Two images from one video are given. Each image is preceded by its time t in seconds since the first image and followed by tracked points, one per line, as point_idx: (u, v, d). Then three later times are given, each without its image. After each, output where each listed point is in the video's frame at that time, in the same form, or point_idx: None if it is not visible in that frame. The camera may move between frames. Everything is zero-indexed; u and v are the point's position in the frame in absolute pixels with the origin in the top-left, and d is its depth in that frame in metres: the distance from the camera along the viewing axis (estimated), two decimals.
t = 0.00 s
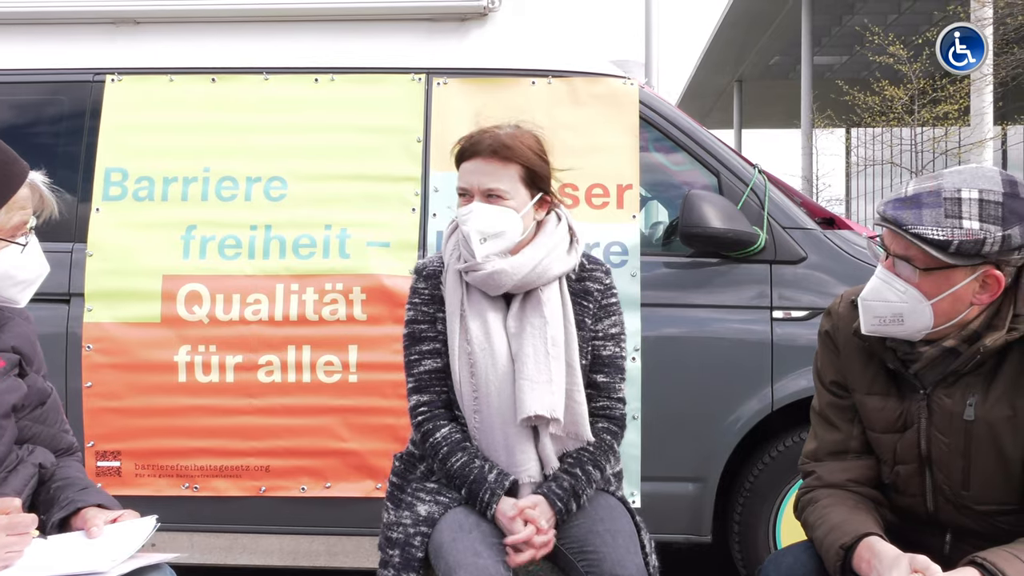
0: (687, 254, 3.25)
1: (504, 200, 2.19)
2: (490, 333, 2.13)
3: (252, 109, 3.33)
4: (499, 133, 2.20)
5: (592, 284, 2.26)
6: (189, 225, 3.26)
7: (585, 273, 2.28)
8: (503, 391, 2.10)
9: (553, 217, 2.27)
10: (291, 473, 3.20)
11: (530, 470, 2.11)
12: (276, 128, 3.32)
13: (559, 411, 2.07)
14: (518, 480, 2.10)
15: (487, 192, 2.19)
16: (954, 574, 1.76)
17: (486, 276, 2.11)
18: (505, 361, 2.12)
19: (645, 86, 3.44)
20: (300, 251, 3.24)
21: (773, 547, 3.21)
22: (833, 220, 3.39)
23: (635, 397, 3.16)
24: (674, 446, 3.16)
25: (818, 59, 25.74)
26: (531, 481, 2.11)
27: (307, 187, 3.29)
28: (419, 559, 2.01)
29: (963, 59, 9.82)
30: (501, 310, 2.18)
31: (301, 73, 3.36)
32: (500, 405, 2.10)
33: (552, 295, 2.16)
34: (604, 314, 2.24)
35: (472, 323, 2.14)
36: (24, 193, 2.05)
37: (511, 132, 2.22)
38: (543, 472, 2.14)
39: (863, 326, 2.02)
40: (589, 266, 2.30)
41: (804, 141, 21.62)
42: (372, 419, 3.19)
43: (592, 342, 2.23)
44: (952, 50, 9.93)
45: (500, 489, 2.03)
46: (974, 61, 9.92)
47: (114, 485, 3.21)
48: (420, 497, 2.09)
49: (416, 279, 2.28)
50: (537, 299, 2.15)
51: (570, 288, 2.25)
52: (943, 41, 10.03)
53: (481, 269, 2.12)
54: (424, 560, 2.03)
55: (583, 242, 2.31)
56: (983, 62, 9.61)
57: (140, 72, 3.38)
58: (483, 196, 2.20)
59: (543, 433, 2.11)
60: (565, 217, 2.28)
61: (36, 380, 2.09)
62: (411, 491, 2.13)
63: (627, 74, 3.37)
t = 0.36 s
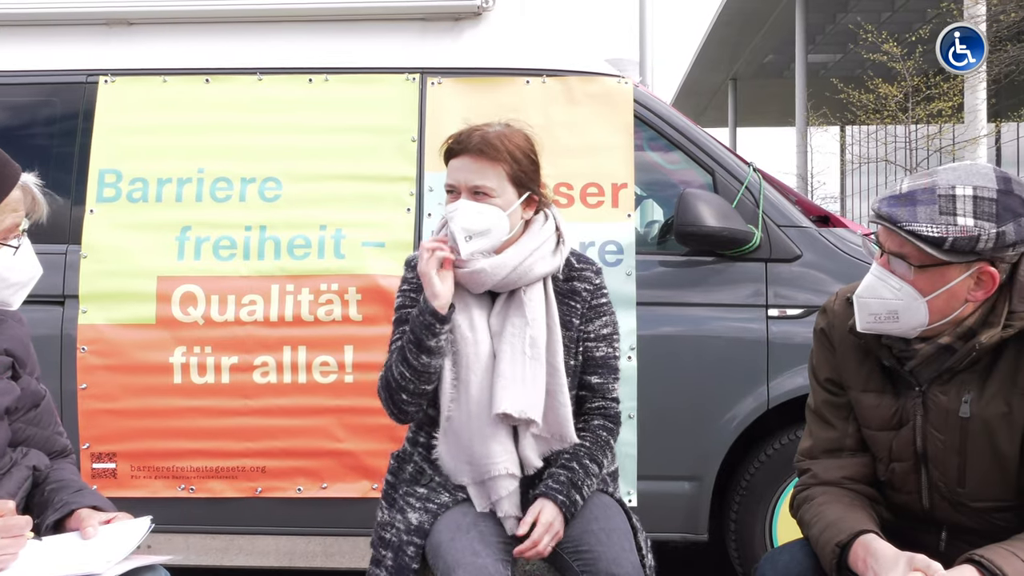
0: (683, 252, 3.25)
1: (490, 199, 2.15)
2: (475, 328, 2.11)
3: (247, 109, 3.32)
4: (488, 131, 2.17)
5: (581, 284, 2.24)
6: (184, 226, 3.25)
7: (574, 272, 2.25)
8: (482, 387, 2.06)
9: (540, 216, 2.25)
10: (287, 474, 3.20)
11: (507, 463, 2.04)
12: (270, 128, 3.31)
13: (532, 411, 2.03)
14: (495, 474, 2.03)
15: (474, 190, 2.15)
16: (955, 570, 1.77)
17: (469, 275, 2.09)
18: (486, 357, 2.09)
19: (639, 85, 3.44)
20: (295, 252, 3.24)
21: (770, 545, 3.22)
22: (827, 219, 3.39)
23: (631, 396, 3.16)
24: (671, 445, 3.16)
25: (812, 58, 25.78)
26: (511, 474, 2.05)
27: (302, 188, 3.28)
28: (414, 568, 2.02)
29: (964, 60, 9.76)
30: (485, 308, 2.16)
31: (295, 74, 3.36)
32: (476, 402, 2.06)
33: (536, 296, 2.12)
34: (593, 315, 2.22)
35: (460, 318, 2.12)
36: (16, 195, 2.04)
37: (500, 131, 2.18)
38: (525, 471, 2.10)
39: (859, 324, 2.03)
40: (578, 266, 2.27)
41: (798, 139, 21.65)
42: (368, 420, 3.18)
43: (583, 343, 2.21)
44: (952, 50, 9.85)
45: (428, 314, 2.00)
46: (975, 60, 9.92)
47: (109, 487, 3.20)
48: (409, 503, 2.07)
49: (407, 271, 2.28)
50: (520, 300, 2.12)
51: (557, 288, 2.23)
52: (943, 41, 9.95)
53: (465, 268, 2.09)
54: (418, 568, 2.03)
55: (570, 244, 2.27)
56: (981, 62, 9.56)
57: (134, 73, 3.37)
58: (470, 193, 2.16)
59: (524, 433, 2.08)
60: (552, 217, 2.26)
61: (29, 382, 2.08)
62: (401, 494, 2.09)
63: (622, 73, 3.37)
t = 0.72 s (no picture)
0: (678, 252, 3.26)
1: (486, 201, 2.16)
2: (472, 328, 2.12)
3: (241, 112, 3.32)
4: (483, 133, 2.17)
5: (576, 285, 2.23)
6: (179, 230, 3.25)
7: (570, 273, 2.25)
8: (478, 388, 2.07)
9: (535, 218, 2.24)
10: (284, 477, 3.20)
11: (505, 463, 2.04)
12: (265, 131, 3.32)
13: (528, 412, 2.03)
14: (494, 473, 2.03)
15: (470, 193, 2.16)
16: (944, 569, 1.78)
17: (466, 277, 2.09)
18: (483, 358, 2.10)
19: (633, 85, 3.45)
20: (291, 255, 3.24)
21: (767, 544, 3.22)
22: (822, 218, 3.39)
23: (627, 396, 3.17)
24: (667, 445, 3.16)
25: (808, 56, 25.78)
26: (507, 474, 2.05)
27: (297, 191, 3.28)
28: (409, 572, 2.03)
29: (964, 60, 9.57)
30: (482, 309, 2.17)
31: (290, 77, 3.36)
32: (473, 402, 2.06)
33: (532, 298, 2.12)
34: (589, 315, 2.22)
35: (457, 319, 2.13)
36: (12, 203, 2.05)
37: (497, 134, 2.19)
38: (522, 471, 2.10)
39: (851, 323, 2.04)
40: (574, 266, 2.27)
41: (795, 138, 21.65)
42: (365, 422, 3.18)
43: (580, 344, 2.21)
44: (952, 50, 9.60)
45: (436, 307, 2.03)
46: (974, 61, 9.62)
47: (106, 491, 3.20)
48: (402, 507, 2.08)
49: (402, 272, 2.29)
50: (516, 302, 2.12)
51: (553, 289, 2.23)
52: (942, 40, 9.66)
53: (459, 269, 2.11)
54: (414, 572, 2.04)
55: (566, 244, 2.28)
56: (982, 62, 9.34)
57: (128, 77, 3.37)
58: (466, 196, 2.17)
59: (522, 434, 2.08)
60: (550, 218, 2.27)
61: (24, 387, 2.08)
62: (394, 498, 2.10)
63: (616, 74, 3.38)
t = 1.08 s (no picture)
0: (677, 256, 3.26)
1: (494, 210, 2.14)
2: (471, 331, 2.12)
3: (241, 113, 3.32)
4: (495, 140, 2.14)
5: (580, 290, 2.22)
6: (178, 231, 3.25)
7: (574, 277, 2.23)
8: (473, 392, 2.06)
9: (541, 225, 2.21)
10: (281, 478, 3.20)
11: (497, 467, 2.03)
12: (265, 132, 3.31)
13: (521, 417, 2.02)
14: (483, 476, 2.03)
15: (478, 200, 2.14)
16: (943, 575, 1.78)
17: (466, 281, 2.10)
18: (480, 361, 2.10)
19: (633, 88, 3.45)
20: (290, 256, 3.23)
21: (765, 548, 3.22)
22: (822, 222, 3.39)
23: (626, 399, 3.17)
24: (665, 448, 3.16)
25: (807, 60, 25.82)
26: (498, 477, 2.04)
27: (296, 192, 3.28)
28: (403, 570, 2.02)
29: (964, 60, 9.46)
30: (482, 313, 2.17)
31: (289, 78, 3.36)
32: (468, 405, 2.06)
33: (533, 304, 2.12)
34: (591, 320, 2.21)
35: (457, 321, 2.12)
36: (13, 204, 2.04)
37: (509, 140, 2.16)
38: (517, 476, 2.09)
39: (851, 328, 2.04)
40: (578, 271, 2.25)
41: (793, 141, 21.68)
42: (363, 424, 3.18)
43: (581, 349, 2.21)
44: (952, 49, 9.56)
45: (414, 278, 2.05)
46: (974, 61, 9.47)
47: (104, 491, 3.20)
48: (398, 505, 2.07)
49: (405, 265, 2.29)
50: (516, 307, 2.12)
51: (555, 294, 2.21)
52: (943, 40, 9.61)
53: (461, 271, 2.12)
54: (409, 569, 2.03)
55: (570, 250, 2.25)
56: (982, 62, 9.30)
57: (128, 78, 3.37)
58: (474, 202, 2.15)
59: (517, 439, 2.07)
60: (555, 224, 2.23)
61: (22, 388, 2.08)
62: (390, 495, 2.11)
63: (616, 77, 3.38)
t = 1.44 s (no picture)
0: (675, 259, 3.26)
1: (497, 213, 2.13)
2: (472, 333, 2.11)
3: (240, 114, 3.32)
4: (500, 143, 2.13)
5: (581, 293, 2.21)
6: (176, 231, 3.24)
7: (575, 280, 2.23)
8: (474, 394, 2.06)
9: (544, 228, 2.20)
10: (278, 480, 3.19)
11: (496, 469, 2.03)
12: (264, 133, 3.31)
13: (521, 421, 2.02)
14: (483, 477, 2.02)
15: (480, 204, 2.13)
16: None
17: (467, 283, 2.11)
18: (481, 363, 2.09)
19: (632, 90, 3.45)
20: (288, 257, 3.23)
21: (762, 552, 3.22)
22: (819, 225, 3.40)
23: (624, 402, 3.17)
24: (663, 451, 3.16)
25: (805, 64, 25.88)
26: (497, 479, 2.04)
27: (295, 193, 3.28)
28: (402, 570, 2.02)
29: (964, 59, 9.50)
30: (483, 316, 2.16)
31: (288, 79, 3.36)
32: (468, 407, 2.05)
33: (534, 307, 2.11)
34: (592, 323, 2.21)
35: (459, 324, 2.12)
36: (14, 205, 2.04)
37: (512, 143, 2.15)
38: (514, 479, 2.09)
39: (850, 331, 2.04)
40: (579, 274, 2.25)
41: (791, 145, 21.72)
42: (360, 425, 3.18)
43: (582, 352, 2.20)
44: (952, 49, 9.59)
45: (422, 277, 2.06)
46: (974, 61, 9.56)
47: (101, 492, 3.19)
48: (395, 505, 2.07)
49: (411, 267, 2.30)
50: (517, 310, 2.12)
51: (556, 297, 2.21)
52: (943, 40, 9.65)
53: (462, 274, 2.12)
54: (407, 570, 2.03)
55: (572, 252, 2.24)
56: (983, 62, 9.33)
57: (127, 78, 3.36)
58: (477, 207, 2.14)
59: (517, 442, 2.07)
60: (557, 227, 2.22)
61: (20, 388, 2.07)
62: (388, 494, 2.10)
63: (614, 78, 3.38)
